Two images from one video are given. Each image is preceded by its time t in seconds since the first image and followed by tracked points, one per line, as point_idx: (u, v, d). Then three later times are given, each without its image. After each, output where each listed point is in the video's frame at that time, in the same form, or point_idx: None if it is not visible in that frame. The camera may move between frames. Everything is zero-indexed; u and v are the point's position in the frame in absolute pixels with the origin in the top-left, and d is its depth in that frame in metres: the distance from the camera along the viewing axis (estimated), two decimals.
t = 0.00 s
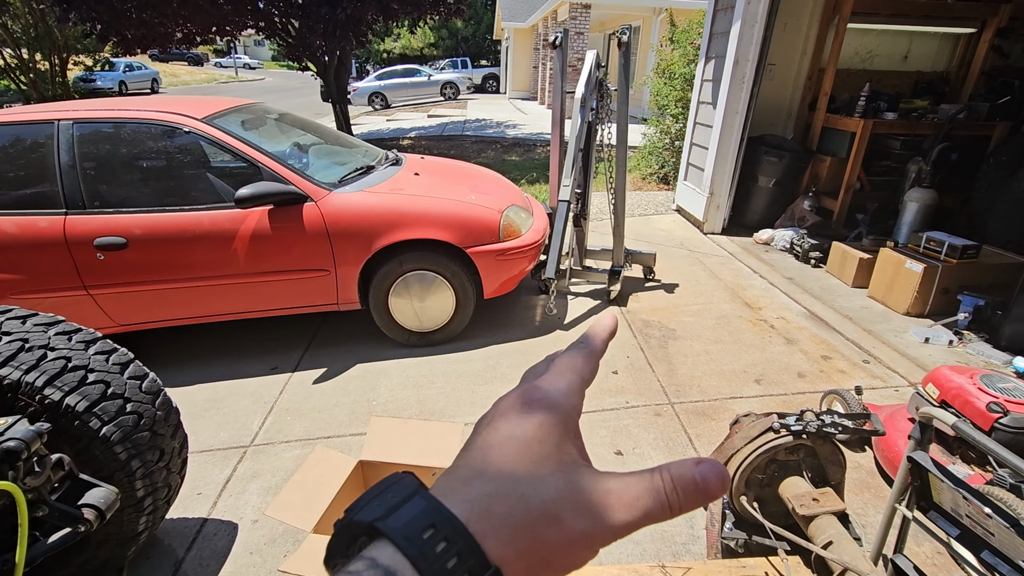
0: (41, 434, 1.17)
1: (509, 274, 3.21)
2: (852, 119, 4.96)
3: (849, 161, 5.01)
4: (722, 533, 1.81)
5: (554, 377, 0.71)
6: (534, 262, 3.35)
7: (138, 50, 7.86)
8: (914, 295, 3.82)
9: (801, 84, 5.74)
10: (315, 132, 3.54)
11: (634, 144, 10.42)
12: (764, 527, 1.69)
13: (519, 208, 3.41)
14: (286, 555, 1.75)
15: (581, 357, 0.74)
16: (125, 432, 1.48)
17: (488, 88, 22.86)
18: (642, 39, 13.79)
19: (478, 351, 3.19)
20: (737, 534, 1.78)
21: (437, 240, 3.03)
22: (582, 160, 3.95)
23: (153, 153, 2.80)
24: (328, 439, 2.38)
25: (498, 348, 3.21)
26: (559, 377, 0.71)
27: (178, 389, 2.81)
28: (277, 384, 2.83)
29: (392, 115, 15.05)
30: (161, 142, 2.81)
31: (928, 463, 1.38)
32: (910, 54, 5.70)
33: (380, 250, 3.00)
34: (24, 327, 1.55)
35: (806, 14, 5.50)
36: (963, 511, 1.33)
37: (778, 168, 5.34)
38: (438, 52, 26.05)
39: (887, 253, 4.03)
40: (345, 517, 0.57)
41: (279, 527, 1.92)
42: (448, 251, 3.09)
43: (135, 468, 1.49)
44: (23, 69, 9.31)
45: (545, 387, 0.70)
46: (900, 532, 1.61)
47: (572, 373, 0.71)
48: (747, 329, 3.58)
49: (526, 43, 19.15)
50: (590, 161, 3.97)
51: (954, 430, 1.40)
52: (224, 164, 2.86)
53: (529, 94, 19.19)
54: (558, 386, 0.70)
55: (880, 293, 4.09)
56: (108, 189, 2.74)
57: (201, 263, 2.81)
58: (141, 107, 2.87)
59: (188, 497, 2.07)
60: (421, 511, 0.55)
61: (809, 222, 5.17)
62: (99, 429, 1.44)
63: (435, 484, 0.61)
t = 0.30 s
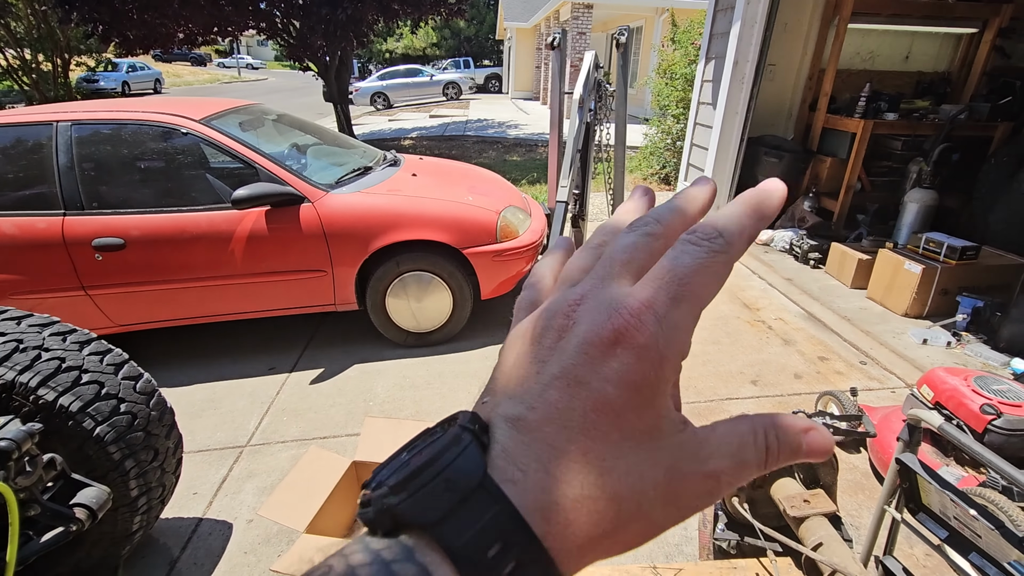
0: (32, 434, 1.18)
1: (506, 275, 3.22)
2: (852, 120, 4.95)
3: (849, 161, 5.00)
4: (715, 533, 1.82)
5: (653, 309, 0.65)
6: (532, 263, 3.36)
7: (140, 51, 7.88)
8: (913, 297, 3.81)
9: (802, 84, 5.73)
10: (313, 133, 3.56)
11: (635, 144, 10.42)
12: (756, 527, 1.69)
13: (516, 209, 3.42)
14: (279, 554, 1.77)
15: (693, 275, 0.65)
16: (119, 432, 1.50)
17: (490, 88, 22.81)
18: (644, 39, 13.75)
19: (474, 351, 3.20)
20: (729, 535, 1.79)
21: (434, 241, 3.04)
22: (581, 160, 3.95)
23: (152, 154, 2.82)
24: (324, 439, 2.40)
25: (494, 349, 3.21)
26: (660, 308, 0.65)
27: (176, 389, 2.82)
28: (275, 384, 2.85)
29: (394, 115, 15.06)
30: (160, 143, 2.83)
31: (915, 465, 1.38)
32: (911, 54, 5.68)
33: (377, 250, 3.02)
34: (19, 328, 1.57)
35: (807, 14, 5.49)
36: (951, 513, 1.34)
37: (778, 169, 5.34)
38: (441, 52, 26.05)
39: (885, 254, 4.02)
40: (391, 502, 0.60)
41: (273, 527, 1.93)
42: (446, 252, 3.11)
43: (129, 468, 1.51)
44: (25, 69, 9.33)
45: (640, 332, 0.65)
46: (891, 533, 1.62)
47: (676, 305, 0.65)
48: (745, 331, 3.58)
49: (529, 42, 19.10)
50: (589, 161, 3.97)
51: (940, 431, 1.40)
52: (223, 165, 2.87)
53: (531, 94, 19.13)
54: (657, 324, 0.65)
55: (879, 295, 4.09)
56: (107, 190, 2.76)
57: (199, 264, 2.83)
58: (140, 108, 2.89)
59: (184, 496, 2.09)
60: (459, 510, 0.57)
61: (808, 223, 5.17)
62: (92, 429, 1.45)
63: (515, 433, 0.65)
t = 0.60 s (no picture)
0: (100, 400, 1.26)
1: (545, 267, 3.21)
2: (915, 115, 4.69)
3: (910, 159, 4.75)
4: (754, 536, 1.72)
5: (537, 427, 0.54)
6: (571, 256, 3.35)
7: (199, 44, 8.22)
8: (975, 303, 3.60)
9: (861, 78, 5.47)
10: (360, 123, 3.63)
11: (680, 139, 10.18)
12: (796, 533, 1.64)
13: (557, 201, 3.40)
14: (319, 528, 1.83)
15: (562, 413, 0.56)
16: (175, 403, 1.58)
17: (533, 81, 22.70)
18: (693, 32, 13.41)
19: (511, 342, 3.21)
20: (768, 538, 1.70)
21: (474, 232, 3.07)
22: (624, 154, 3.89)
23: (209, 142, 2.94)
24: (363, 421, 2.46)
25: (531, 341, 3.22)
26: (542, 431, 0.53)
27: (225, 366, 2.95)
28: (318, 366, 2.94)
29: (438, 107, 15.20)
30: (217, 131, 2.94)
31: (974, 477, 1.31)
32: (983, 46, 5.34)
33: (419, 239, 3.06)
34: (88, 300, 1.66)
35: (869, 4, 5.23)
36: (1013, 529, 1.26)
37: (831, 166, 5.12)
38: (485, 45, 26.11)
39: (946, 257, 3.81)
40: (355, 550, 0.45)
41: (313, 503, 1.99)
42: (486, 243, 3.12)
43: (183, 437, 1.59)
44: (96, 61, 9.87)
45: (535, 441, 0.52)
46: (943, 547, 1.54)
47: (555, 431, 0.54)
48: (791, 332, 3.47)
49: (574, 35, 18.91)
50: (632, 155, 3.91)
51: (1006, 443, 1.32)
52: (275, 153, 2.97)
53: (575, 88, 18.93)
54: (542, 443, 0.52)
55: (937, 300, 3.88)
56: (167, 175, 2.90)
57: (249, 248, 2.94)
58: (199, 97, 3.02)
59: (231, 468, 2.18)
60: (421, 571, 0.42)
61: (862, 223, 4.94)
62: (151, 399, 1.54)
63: (427, 522, 0.46)
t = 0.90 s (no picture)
0: (217, 354, 1.38)
1: (626, 259, 3.13)
2: None
3: None
4: (840, 561, 1.60)
5: (408, 553, 0.69)
6: (655, 250, 3.24)
7: (303, 27, 8.66)
8: None
9: (999, 69, 4.87)
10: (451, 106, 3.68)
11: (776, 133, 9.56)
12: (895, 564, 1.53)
13: (644, 192, 3.30)
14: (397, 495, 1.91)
15: (432, 538, 0.72)
16: (276, 362, 1.69)
17: (619, 68, 22.03)
18: (799, 16, 12.48)
19: (587, 332, 3.17)
20: (857, 565, 1.58)
21: (558, 219, 3.05)
22: (719, 145, 3.70)
23: (312, 120, 3.10)
24: (438, 397, 2.53)
25: (607, 332, 3.16)
26: (410, 560, 0.68)
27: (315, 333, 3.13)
28: (398, 340, 3.05)
29: (521, 93, 15.17)
30: (320, 110, 3.10)
31: None
32: None
33: (502, 224, 3.08)
34: (206, 263, 1.80)
35: None
36: None
37: (954, 167, 4.61)
38: (573, 30, 25.70)
39: None
40: None
41: (390, 469, 2.08)
42: (568, 231, 3.10)
43: (281, 395, 1.71)
44: (214, 43, 10.66)
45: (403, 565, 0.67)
46: None
47: (422, 560, 0.69)
48: (892, 346, 3.18)
49: (666, 20, 18.15)
50: (727, 147, 3.71)
51: None
52: (370, 133, 3.09)
53: (663, 75, 18.21)
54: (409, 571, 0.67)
55: None
56: (274, 150, 3.09)
57: (343, 222, 3.08)
58: (306, 78, 3.18)
59: (317, 429, 2.33)
60: None
61: (987, 232, 4.42)
62: (256, 357, 1.66)
63: None
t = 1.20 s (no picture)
0: (315, 317, 1.47)
1: (710, 255, 3.01)
2: None
3: None
4: None
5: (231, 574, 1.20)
6: (741, 248, 3.09)
7: (396, 9, 8.89)
8: None
9: None
10: (539, 90, 3.67)
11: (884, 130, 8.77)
12: None
13: (734, 186, 3.15)
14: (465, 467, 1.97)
15: (246, 563, 1.23)
16: (363, 330, 1.79)
17: (711, 56, 20.72)
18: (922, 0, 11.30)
19: (662, 327, 3.09)
20: None
21: (640, 210, 2.98)
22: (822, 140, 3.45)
23: (405, 100, 3.20)
24: (508, 378, 2.57)
25: (683, 329, 3.07)
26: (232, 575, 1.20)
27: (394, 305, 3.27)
28: (472, 319, 3.12)
29: (606, 79, 14.82)
30: (413, 91, 3.19)
31: None
32: None
33: (582, 211, 3.05)
34: (307, 230, 1.91)
35: None
36: None
37: None
38: (664, 15, 24.71)
39: None
40: None
41: (459, 442, 2.15)
42: (649, 222, 3.02)
43: (366, 361, 1.80)
44: (313, 23, 11.18)
45: None
46: None
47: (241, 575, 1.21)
48: (1006, 372, 2.87)
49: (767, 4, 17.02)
50: (831, 142, 3.45)
51: None
52: (458, 115, 3.14)
53: (758, 64, 17.13)
54: None
55: None
56: (368, 128, 3.22)
57: (428, 201, 3.17)
58: (402, 59, 3.28)
59: (393, 397, 2.44)
60: None
61: None
62: (346, 323, 1.76)
63: None
